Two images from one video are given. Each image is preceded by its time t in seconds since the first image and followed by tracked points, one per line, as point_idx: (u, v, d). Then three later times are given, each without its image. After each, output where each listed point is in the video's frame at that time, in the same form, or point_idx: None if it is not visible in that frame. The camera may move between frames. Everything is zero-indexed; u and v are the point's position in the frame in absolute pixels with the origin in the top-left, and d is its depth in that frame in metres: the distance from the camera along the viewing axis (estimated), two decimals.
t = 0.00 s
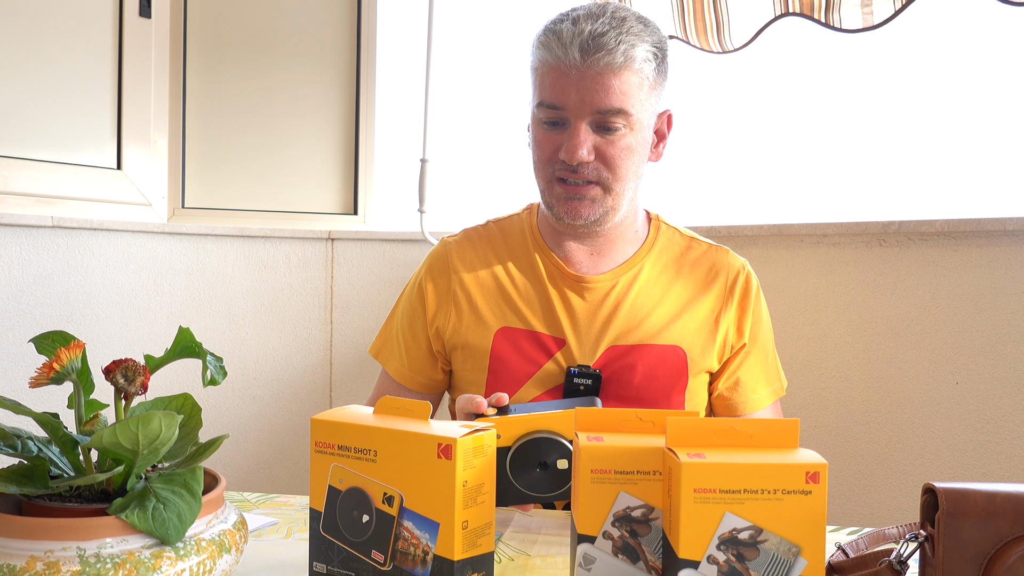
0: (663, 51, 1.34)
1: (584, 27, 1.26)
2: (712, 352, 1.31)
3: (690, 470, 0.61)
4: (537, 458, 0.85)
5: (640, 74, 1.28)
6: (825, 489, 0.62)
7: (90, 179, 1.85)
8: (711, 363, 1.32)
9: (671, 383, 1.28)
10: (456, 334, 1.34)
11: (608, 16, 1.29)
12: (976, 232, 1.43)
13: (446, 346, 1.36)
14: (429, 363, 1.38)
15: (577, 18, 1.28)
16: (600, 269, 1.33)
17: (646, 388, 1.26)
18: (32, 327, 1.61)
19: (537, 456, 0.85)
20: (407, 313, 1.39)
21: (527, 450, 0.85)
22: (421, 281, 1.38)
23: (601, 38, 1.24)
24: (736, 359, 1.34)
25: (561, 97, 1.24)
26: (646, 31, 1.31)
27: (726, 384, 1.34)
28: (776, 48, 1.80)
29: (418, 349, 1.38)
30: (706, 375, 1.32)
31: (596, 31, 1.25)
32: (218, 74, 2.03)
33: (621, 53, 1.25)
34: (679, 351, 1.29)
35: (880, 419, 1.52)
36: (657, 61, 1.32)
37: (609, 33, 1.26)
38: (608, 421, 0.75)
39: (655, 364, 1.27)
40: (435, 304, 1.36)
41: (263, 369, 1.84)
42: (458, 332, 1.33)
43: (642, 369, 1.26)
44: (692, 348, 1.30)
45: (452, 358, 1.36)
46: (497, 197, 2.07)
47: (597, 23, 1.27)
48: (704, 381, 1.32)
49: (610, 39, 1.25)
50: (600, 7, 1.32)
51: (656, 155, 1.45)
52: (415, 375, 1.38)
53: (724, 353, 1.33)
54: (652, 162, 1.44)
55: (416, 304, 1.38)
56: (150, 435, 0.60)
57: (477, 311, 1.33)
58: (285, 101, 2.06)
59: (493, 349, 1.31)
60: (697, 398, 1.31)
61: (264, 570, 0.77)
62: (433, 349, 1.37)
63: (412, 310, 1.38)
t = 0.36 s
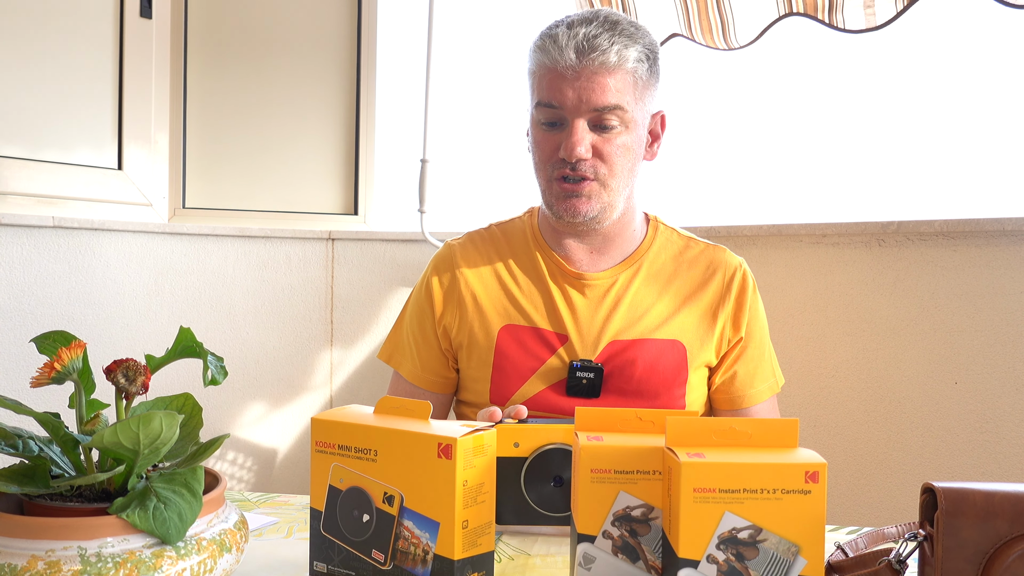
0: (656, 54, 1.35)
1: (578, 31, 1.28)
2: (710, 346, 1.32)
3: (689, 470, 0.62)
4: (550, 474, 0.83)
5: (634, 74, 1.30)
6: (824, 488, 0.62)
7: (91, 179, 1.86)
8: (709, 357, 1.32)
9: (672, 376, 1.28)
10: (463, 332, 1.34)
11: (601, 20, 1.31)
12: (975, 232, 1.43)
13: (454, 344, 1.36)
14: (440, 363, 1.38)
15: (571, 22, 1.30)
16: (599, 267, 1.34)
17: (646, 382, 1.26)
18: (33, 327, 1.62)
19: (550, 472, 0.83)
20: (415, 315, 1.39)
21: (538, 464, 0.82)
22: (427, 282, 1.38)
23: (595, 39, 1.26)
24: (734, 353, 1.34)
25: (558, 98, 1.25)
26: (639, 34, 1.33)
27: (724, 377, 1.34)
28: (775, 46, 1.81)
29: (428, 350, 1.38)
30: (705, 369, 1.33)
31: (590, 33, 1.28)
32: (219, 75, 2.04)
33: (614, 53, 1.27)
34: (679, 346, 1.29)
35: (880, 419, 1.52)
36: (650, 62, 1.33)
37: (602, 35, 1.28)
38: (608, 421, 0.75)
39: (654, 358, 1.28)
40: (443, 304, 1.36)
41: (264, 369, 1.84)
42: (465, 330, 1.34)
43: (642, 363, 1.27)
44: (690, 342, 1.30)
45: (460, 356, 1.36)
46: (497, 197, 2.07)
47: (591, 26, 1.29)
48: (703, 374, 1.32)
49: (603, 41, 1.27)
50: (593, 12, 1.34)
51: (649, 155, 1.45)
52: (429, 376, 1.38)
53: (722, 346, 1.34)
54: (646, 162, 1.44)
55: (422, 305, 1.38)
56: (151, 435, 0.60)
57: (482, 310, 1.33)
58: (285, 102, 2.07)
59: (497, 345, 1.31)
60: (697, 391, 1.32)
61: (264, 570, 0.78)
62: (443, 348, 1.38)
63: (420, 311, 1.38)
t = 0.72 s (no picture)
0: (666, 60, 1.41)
1: (599, 25, 1.33)
2: (707, 347, 1.32)
3: (690, 469, 0.62)
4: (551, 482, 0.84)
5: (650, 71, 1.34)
6: (824, 487, 0.62)
7: (92, 179, 1.86)
8: (706, 358, 1.32)
9: (671, 376, 1.28)
10: (465, 330, 1.34)
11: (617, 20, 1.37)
12: (974, 233, 1.44)
13: (455, 344, 1.36)
14: (443, 361, 1.39)
15: (590, 19, 1.35)
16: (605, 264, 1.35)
17: (644, 383, 1.26)
18: (34, 327, 1.62)
19: (550, 481, 0.84)
20: (418, 315, 1.39)
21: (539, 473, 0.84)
22: (429, 281, 1.39)
23: (615, 33, 1.31)
24: (731, 355, 1.34)
25: (578, 86, 1.29)
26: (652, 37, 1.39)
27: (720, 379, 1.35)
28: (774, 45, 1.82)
29: (431, 349, 1.38)
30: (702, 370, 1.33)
31: (610, 27, 1.32)
32: (219, 75, 2.04)
33: (634, 48, 1.31)
34: (677, 347, 1.29)
35: (879, 418, 1.52)
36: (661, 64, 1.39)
37: (621, 30, 1.33)
38: (608, 421, 0.76)
39: (652, 360, 1.28)
40: (445, 304, 1.36)
41: (265, 369, 1.84)
42: (466, 329, 1.34)
43: (641, 364, 1.27)
44: (688, 343, 1.30)
45: (462, 355, 1.36)
46: (497, 197, 2.07)
47: (610, 22, 1.34)
48: (700, 375, 1.32)
49: (623, 35, 1.32)
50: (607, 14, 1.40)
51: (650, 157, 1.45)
52: (432, 375, 1.38)
53: (719, 348, 1.34)
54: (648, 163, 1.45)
55: (425, 305, 1.38)
56: (152, 434, 0.60)
57: (483, 310, 1.33)
58: (285, 102, 2.07)
59: (498, 344, 1.30)
60: (694, 392, 1.32)
61: (265, 569, 0.78)
62: (444, 348, 1.38)
63: (422, 311, 1.38)
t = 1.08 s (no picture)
0: (654, 55, 1.41)
1: (579, 23, 1.35)
2: (707, 346, 1.32)
3: (689, 469, 0.62)
4: (559, 483, 0.85)
5: (631, 67, 1.35)
6: (823, 487, 0.62)
7: (92, 180, 1.86)
8: (705, 356, 1.32)
9: (670, 374, 1.28)
10: (465, 330, 1.34)
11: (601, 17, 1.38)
12: (973, 233, 1.44)
13: (455, 344, 1.36)
14: (441, 361, 1.39)
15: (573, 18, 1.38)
16: (603, 261, 1.35)
17: (645, 380, 1.26)
18: (35, 327, 1.62)
19: (558, 482, 0.85)
20: (416, 313, 1.39)
21: (550, 473, 0.85)
22: (429, 280, 1.39)
23: (593, 28, 1.33)
24: (730, 353, 1.34)
25: (556, 83, 1.32)
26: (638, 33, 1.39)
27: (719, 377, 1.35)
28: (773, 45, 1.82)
29: (430, 348, 1.38)
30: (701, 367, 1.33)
31: (590, 24, 1.34)
32: (220, 76, 2.04)
33: (612, 44, 1.33)
34: (677, 345, 1.29)
35: (879, 418, 1.52)
36: (648, 60, 1.39)
37: (601, 26, 1.35)
38: (608, 420, 0.76)
39: (652, 358, 1.28)
40: (445, 302, 1.36)
41: (265, 368, 1.84)
42: (466, 328, 1.34)
43: (641, 362, 1.27)
44: (688, 341, 1.30)
45: (461, 354, 1.36)
46: (497, 197, 2.08)
47: (591, 19, 1.36)
48: (700, 373, 1.33)
49: (602, 31, 1.33)
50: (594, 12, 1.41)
51: (648, 156, 1.48)
52: (431, 374, 1.38)
53: (718, 346, 1.34)
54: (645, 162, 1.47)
55: (424, 306, 1.38)
56: (153, 434, 0.60)
57: (483, 309, 1.33)
58: (286, 103, 2.07)
59: (498, 342, 1.31)
60: (694, 389, 1.32)
61: (266, 568, 0.78)
62: (444, 347, 1.38)
63: (421, 309, 1.38)
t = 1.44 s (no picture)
0: (678, 65, 1.39)
1: (604, 29, 1.32)
2: (710, 352, 1.32)
3: (688, 468, 0.62)
4: (560, 481, 0.85)
5: (654, 78, 1.33)
6: (822, 486, 0.62)
7: (92, 180, 1.86)
8: (708, 362, 1.33)
9: (672, 378, 1.28)
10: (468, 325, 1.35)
11: (628, 23, 1.35)
12: (972, 233, 1.44)
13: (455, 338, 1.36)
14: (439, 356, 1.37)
15: (599, 21, 1.34)
16: (609, 263, 1.35)
17: (646, 385, 1.26)
18: (37, 327, 1.63)
19: (559, 480, 0.85)
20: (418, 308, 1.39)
21: (551, 473, 0.85)
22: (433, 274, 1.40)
23: (620, 38, 1.30)
24: (734, 360, 1.35)
25: (578, 92, 1.29)
26: (664, 42, 1.36)
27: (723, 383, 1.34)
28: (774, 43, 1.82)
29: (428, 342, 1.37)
30: (704, 373, 1.33)
31: (616, 32, 1.31)
32: (221, 77, 2.04)
33: (638, 55, 1.30)
34: (680, 350, 1.29)
35: (878, 418, 1.52)
36: (671, 71, 1.37)
37: (627, 36, 1.32)
38: (607, 420, 0.76)
39: (655, 362, 1.28)
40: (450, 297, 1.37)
41: (266, 369, 1.84)
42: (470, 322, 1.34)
43: (643, 365, 1.27)
44: (691, 347, 1.30)
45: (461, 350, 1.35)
46: (497, 198, 2.08)
47: (617, 27, 1.33)
48: (702, 378, 1.33)
49: (628, 41, 1.30)
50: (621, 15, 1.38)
51: (662, 164, 1.48)
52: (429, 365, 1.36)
53: (721, 352, 1.34)
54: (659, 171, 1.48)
55: (427, 300, 1.39)
56: (154, 433, 0.61)
57: (487, 307, 1.34)
58: (286, 103, 2.08)
59: (501, 340, 1.32)
60: (696, 395, 1.32)
61: (267, 567, 0.78)
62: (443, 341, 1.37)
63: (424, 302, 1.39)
